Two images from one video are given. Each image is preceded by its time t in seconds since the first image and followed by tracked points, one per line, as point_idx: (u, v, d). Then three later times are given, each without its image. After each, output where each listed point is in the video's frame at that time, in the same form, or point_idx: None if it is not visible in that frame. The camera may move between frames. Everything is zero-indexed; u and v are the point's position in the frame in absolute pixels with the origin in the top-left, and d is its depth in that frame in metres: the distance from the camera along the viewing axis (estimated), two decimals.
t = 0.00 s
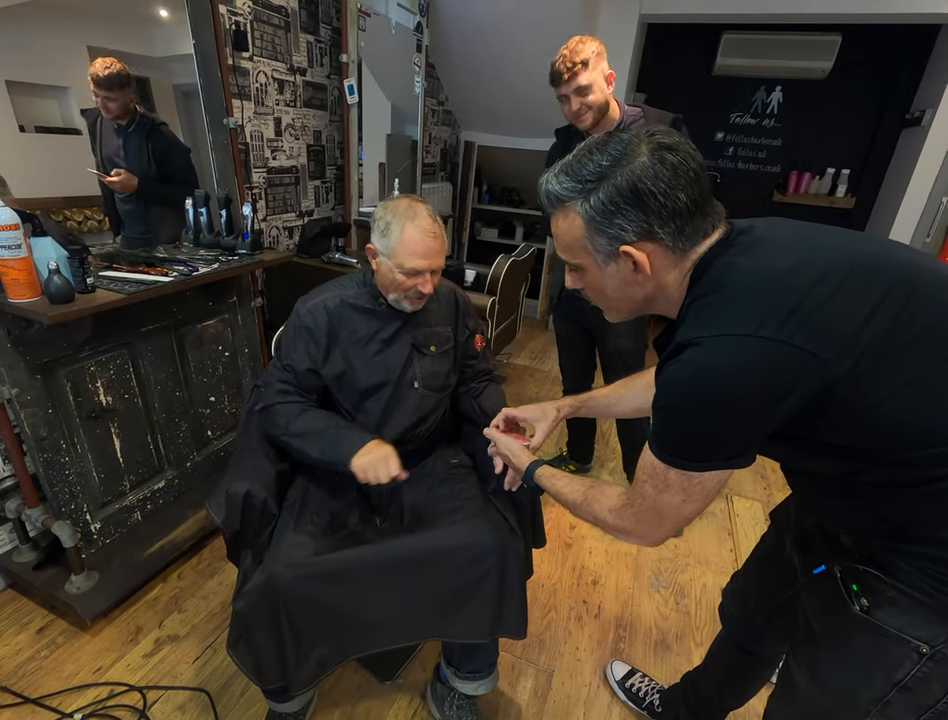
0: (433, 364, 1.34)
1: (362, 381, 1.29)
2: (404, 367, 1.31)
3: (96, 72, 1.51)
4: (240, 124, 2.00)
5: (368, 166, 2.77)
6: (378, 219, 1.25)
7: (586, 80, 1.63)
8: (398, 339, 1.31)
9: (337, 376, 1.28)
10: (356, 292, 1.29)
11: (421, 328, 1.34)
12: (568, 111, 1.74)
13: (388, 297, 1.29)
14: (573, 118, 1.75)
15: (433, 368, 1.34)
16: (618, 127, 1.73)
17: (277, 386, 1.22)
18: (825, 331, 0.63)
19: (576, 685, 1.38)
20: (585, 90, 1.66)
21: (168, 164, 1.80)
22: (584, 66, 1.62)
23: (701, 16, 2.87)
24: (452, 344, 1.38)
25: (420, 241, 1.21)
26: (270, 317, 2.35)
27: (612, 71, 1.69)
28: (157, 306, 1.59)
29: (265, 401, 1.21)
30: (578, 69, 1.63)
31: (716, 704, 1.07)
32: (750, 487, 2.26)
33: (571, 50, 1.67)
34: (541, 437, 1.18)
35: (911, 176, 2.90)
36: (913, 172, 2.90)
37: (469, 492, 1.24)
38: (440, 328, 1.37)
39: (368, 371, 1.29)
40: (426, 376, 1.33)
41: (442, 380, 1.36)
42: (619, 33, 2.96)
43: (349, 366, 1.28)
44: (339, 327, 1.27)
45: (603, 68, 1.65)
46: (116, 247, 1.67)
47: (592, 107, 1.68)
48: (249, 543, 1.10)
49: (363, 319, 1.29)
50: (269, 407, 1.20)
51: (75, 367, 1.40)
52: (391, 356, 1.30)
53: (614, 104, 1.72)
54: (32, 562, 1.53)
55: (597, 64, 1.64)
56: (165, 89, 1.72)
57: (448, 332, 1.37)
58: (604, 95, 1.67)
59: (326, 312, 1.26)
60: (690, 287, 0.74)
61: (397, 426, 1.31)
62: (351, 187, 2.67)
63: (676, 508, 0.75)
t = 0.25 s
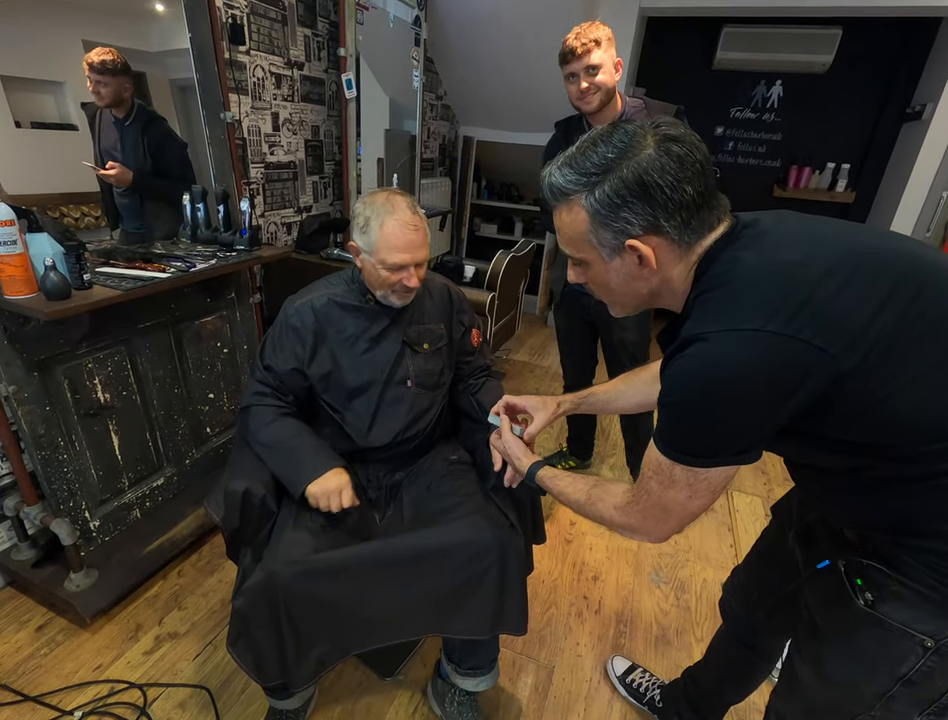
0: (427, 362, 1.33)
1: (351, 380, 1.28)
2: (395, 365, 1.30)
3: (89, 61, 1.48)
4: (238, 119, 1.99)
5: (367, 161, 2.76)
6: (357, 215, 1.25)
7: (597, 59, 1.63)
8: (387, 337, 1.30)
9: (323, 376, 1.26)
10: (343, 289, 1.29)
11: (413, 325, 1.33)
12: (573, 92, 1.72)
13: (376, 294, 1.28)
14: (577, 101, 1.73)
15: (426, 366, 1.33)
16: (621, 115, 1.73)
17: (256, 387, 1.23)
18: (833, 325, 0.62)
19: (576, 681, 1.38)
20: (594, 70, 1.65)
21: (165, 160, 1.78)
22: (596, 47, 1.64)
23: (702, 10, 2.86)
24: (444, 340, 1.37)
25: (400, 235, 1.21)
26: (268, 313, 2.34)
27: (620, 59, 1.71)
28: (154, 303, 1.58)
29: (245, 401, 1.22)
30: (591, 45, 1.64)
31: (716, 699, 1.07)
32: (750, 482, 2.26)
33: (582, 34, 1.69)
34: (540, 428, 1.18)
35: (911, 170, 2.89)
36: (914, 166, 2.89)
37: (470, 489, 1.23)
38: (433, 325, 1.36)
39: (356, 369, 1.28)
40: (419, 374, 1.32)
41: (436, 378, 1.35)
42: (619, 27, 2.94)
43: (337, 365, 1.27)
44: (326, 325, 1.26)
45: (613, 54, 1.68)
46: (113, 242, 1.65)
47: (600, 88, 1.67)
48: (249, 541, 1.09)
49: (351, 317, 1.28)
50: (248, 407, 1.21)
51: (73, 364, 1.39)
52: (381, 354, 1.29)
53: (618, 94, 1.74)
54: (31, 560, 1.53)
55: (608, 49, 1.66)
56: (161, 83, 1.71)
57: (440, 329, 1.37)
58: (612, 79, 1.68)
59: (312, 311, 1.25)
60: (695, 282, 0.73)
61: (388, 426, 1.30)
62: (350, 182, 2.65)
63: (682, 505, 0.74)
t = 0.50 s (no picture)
0: (424, 361, 1.33)
1: (347, 380, 1.27)
2: (391, 364, 1.30)
3: (89, 58, 1.48)
4: (236, 116, 1.98)
5: (366, 159, 2.74)
6: (342, 214, 1.25)
7: (603, 57, 1.63)
8: (384, 336, 1.30)
9: (318, 375, 1.26)
10: (338, 288, 1.28)
11: (411, 324, 1.33)
12: (577, 90, 1.71)
13: (368, 292, 1.27)
14: (580, 99, 1.72)
15: (424, 365, 1.33)
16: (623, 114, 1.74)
17: (253, 388, 1.22)
18: (836, 325, 0.62)
19: (575, 680, 1.38)
20: (599, 69, 1.65)
21: (163, 156, 1.77)
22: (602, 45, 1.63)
23: (702, 8, 2.84)
24: (441, 340, 1.36)
25: (386, 232, 1.20)
26: (267, 311, 2.33)
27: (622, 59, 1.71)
28: (152, 301, 1.57)
29: (242, 402, 1.21)
30: (596, 44, 1.64)
31: (716, 699, 1.07)
32: (749, 481, 2.26)
33: (586, 32, 1.68)
34: (540, 429, 1.18)
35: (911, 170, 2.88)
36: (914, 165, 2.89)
37: (469, 488, 1.23)
38: (429, 325, 1.35)
39: (351, 369, 1.27)
40: (416, 373, 1.31)
41: (434, 377, 1.34)
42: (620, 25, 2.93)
43: (332, 364, 1.27)
44: (322, 325, 1.26)
45: (616, 54, 1.68)
46: (111, 240, 1.64)
47: (603, 87, 1.67)
48: (247, 540, 1.09)
49: (346, 316, 1.28)
50: (245, 408, 1.21)
51: (70, 362, 1.38)
52: (377, 353, 1.29)
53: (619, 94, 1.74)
54: (29, 559, 1.52)
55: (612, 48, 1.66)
56: (159, 80, 1.69)
57: (437, 328, 1.36)
58: (615, 79, 1.68)
59: (308, 310, 1.25)
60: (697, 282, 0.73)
61: (385, 426, 1.29)
62: (349, 180, 2.64)
63: (686, 505, 0.74)
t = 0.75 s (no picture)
0: (424, 361, 1.32)
1: (346, 379, 1.27)
2: (391, 363, 1.29)
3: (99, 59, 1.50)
4: (235, 113, 1.97)
5: (365, 157, 2.74)
6: (342, 214, 1.24)
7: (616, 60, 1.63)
8: (383, 336, 1.29)
9: (318, 375, 1.25)
10: (338, 287, 1.28)
11: (411, 324, 1.32)
12: (587, 90, 1.71)
13: (368, 291, 1.26)
14: (590, 100, 1.73)
15: (424, 364, 1.32)
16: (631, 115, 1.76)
17: (252, 387, 1.21)
18: (840, 325, 0.62)
19: (574, 681, 1.37)
20: (611, 72, 1.66)
21: (165, 153, 1.77)
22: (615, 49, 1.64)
23: (703, 7, 2.84)
24: (441, 339, 1.35)
25: (386, 231, 1.19)
26: (265, 310, 2.32)
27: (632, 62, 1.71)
28: (150, 299, 1.56)
29: (242, 401, 1.20)
30: (608, 49, 1.63)
31: (715, 700, 1.06)
32: (748, 481, 2.26)
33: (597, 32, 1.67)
34: (537, 428, 1.18)
35: (911, 170, 2.88)
36: (914, 165, 2.88)
37: (468, 488, 1.22)
38: (430, 324, 1.35)
39: (351, 368, 1.27)
40: (416, 373, 1.31)
41: (434, 377, 1.34)
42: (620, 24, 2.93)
43: (331, 364, 1.26)
44: (321, 324, 1.25)
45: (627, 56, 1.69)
46: (109, 237, 1.64)
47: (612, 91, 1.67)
48: (245, 540, 1.08)
49: (346, 315, 1.27)
50: (244, 408, 1.20)
51: (67, 361, 1.37)
52: (376, 352, 1.28)
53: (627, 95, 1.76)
54: (25, 558, 1.52)
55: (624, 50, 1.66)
56: (156, 77, 1.68)
57: (437, 328, 1.35)
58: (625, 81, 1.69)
59: (308, 309, 1.24)
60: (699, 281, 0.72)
61: (384, 425, 1.29)
62: (348, 178, 2.64)
63: (687, 506, 0.73)
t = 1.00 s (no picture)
0: (423, 359, 1.32)
1: (344, 377, 1.26)
2: (390, 362, 1.28)
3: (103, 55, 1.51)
4: (232, 110, 1.96)
5: (364, 155, 2.72)
6: (341, 212, 1.23)
7: (630, 56, 1.70)
8: (382, 334, 1.28)
9: (316, 373, 1.24)
10: (336, 285, 1.27)
11: (410, 322, 1.32)
12: (601, 84, 1.77)
13: (367, 290, 1.25)
14: (602, 93, 1.79)
15: (423, 363, 1.31)
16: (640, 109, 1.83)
17: (250, 386, 1.21)
18: (843, 324, 0.61)
19: (572, 680, 1.37)
20: (625, 67, 1.72)
21: (163, 150, 1.76)
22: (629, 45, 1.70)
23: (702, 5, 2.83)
24: (441, 337, 1.35)
25: (385, 229, 1.18)
26: (263, 308, 2.31)
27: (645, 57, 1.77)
28: (147, 297, 1.55)
29: (240, 400, 1.19)
30: (624, 47, 1.69)
31: (714, 699, 1.06)
32: (747, 479, 2.26)
33: (612, 28, 1.73)
34: (537, 424, 1.17)
35: (910, 169, 2.88)
36: (912, 164, 2.89)
37: (467, 488, 1.22)
38: (429, 322, 1.34)
39: (349, 367, 1.26)
40: (415, 371, 1.30)
41: (433, 375, 1.33)
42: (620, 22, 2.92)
43: (330, 362, 1.26)
44: (319, 322, 1.25)
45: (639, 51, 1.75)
46: (106, 235, 1.63)
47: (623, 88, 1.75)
48: (242, 539, 1.08)
49: (345, 313, 1.26)
50: (242, 407, 1.19)
51: (63, 359, 1.36)
52: (375, 350, 1.27)
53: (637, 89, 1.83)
54: (21, 557, 1.51)
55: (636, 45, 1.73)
56: (151, 73, 1.66)
57: (436, 326, 1.35)
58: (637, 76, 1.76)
59: (306, 307, 1.24)
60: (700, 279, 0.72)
61: (383, 424, 1.28)
62: (346, 176, 2.63)
63: (688, 506, 0.73)
